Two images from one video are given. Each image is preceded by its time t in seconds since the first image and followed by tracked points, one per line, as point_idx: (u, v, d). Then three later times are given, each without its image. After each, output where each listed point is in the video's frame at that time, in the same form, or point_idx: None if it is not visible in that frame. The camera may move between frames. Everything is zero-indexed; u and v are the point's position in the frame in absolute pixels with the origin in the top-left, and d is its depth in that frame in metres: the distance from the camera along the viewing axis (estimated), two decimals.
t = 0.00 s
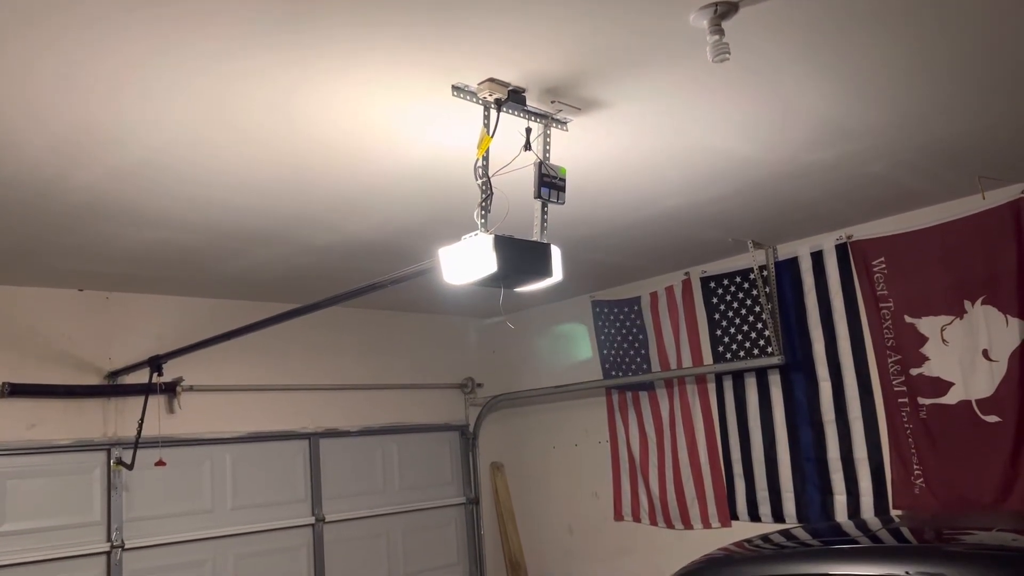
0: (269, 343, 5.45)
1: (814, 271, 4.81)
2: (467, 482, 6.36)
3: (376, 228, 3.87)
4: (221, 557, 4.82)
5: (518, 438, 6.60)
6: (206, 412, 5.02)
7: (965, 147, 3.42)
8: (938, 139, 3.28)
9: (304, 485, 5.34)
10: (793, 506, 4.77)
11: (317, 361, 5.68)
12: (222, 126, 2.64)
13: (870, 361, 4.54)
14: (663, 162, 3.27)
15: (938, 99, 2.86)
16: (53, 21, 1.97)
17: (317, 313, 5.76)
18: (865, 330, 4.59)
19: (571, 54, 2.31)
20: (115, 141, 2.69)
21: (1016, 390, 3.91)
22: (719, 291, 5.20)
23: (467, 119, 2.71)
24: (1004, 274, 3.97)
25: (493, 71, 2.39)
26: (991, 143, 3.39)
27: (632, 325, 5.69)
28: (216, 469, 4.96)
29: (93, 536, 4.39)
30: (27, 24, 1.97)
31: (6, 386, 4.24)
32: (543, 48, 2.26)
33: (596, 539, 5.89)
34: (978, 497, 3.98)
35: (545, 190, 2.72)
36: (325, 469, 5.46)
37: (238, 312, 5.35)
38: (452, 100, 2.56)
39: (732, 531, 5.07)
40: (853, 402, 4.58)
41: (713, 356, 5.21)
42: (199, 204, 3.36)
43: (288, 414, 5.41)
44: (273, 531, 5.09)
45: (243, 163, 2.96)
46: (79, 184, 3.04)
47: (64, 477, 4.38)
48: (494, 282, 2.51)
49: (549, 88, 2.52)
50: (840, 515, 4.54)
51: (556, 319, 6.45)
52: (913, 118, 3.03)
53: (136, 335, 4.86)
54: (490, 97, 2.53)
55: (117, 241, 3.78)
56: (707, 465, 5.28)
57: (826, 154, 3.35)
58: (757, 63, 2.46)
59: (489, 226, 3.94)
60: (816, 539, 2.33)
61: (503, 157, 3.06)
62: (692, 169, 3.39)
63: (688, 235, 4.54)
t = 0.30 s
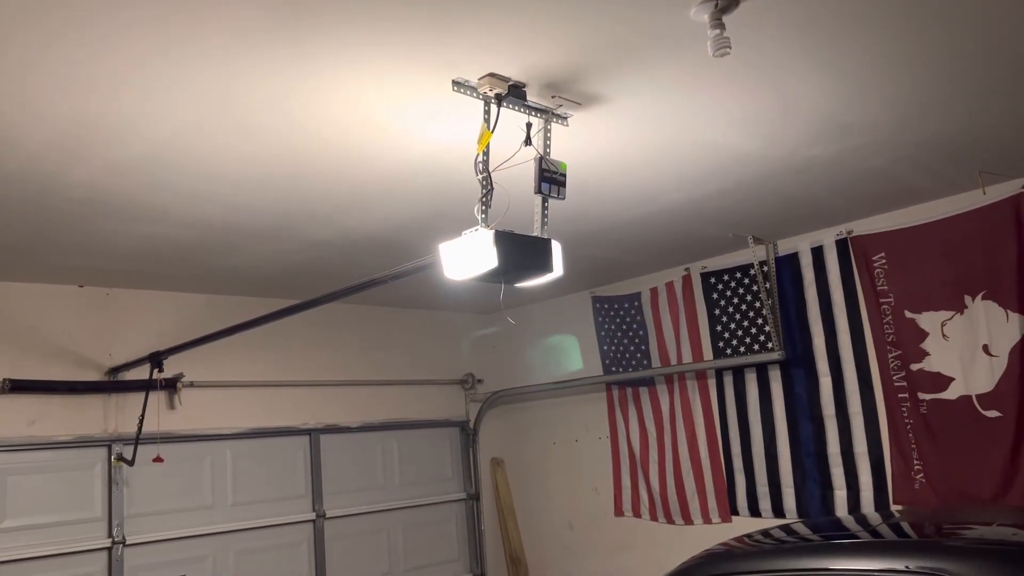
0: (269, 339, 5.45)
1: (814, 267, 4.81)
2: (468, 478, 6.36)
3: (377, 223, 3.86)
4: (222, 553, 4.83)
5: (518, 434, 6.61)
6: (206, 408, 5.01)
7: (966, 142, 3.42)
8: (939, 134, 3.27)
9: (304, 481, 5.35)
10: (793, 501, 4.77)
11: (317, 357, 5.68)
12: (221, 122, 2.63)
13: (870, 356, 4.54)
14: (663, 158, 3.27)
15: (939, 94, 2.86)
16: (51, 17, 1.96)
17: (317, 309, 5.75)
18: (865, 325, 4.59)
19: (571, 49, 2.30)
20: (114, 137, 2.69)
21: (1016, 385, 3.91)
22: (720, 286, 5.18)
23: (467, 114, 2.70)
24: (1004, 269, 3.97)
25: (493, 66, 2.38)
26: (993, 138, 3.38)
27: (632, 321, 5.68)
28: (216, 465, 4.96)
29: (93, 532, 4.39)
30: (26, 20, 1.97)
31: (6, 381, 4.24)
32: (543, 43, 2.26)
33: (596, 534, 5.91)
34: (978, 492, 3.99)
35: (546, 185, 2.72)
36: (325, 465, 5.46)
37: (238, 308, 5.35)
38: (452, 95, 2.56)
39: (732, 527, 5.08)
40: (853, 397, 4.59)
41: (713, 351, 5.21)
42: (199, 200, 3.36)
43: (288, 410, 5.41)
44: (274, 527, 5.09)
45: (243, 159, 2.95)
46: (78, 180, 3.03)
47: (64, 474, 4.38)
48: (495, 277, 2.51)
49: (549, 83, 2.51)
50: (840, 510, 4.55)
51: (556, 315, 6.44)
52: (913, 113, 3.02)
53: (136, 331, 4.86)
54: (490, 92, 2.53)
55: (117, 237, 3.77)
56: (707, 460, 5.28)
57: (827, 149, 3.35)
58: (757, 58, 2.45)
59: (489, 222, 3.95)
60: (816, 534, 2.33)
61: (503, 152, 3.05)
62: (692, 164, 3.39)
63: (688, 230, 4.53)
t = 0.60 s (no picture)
0: (269, 336, 5.45)
1: (814, 263, 4.81)
2: (468, 475, 6.37)
3: (377, 221, 3.87)
4: (222, 549, 4.84)
5: (519, 430, 6.62)
6: (206, 405, 5.02)
7: (967, 138, 3.41)
8: (939, 130, 3.27)
9: (305, 477, 5.36)
10: (792, 498, 4.78)
11: (317, 354, 5.68)
12: (220, 119, 2.63)
13: (870, 353, 4.55)
14: (663, 155, 3.26)
15: (939, 90, 2.85)
16: (47, 14, 1.96)
17: (317, 306, 5.76)
18: (865, 322, 4.59)
19: (571, 46, 2.30)
20: (113, 135, 2.68)
21: (1016, 381, 3.91)
22: (719, 282, 5.19)
23: (467, 111, 2.70)
24: (1004, 265, 3.97)
25: (493, 63, 2.38)
26: (993, 134, 3.38)
27: (631, 317, 5.69)
28: (217, 462, 4.97)
29: (94, 529, 4.40)
30: (23, 18, 1.97)
31: (6, 379, 4.24)
32: (542, 40, 2.25)
33: (596, 530, 5.92)
34: (977, 488, 3.99)
35: (546, 182, 2.72)
36: (325, 461, 5.47)
37: (238, 305, 5.35)
38: (451, 92, 2.55)
39: (732, 523, 5.09)
40: (853, 394, 4.59)
41: (713, 348, 5.22)
42: (199, 198, 3.36)
43: (288, 407, 5.42)
44: (275, 523, 5.10)
45: (243, 157, 2.95)
46: (78, 178, 3.03)
47: (65, 471, 4.39)
48: (495, 274, 2.51)
49: (549, 80, 2.51)
50: (840, 506, 4.55)
51: (555, 312, 6.45)
52: (914, 110, 3.02)
53: (136, 328, 4.86)
54: (490, 89, 2.52)
55: (117, 234, 3.77)
56: (707, 456, 5.29)
57: (827, 146, 3.34)
58: (756, 55, 2.45)
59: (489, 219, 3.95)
60: (816, 530, 2.34)
61: (503, 150, 3.05)
62: (692, 161, 3.39)
63: (688, 227, 4.53)
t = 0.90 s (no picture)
0: (270, 332, 5.46)
1: (814, 259, 4.81)
2: (468, 470, 6.38)
3: (377, 216, 3.87)
4: (223, 545, 4.85)
5: (519, 426, 6.63)
6: (207, 401, 5.02)
7: (967, 133, 3.41)
8: (939, 126, 3.27)
9: (306, 473, 5.37)
10: (793, 493, 4.79)
11: (317, 350, 5.68)
12: (220, 114, 2.62)
13: (871, 348, 4.55)
14: (663, 150, 3.26)
15: (940, 85, 2.85)
16: (45, 8, 1.95)
17: (318, 302, 5.76)
18: (865, 317, 4.59)
19: (571, 40, 2.30)
20: (113, 130, 2.68)
21: (1016, 376, 3.91)
22: (720, 278, 5.21)
23: (467, 106, 2.69)
24: (1004, 261, 3.96)
25: (493, 58, 2.38)
26: (994, 130, 3.38)
27: (632, 313, 5.71)
28: (218, 458, 4.97)
29: (95, 525, 4.41)
30: (21, 12, 1.96)
31: (7, 375, 4.25)
32: (541, 34, 2.25)
33: (596, 525, 5.93)
34: (978, 483, 4.00)
35: (546, 178, 2.71)
36: (326, 457, 5.48)
37: (239, 301, 5.35)
38: (451, 87, 2.55)
39: (732, 519, 5.09)
40: (853, 389, 4.59)
41: (713, 343, 5.22)
42: (198, 194, 3.36)
43: (289, 403, 5.42)
44: (275, 519, 5.11)
45: (243, 152, 2.95)
46: (77, 173, 3.03)
47: (66, 466, 4.39)
48: (495, 270, 2.51)
49: (549, 75, 2.51)
50: (840, 501, 4.56)
51: (556, 307, 6.45)
52: (915, 105, 3.02)
53: (136, 324, 4.86)
54: (491, 84, 2.52)
55: (117, 230, 3.77)
56: (707, 452, 5.30)
57: (828, 141, 3.34)
58: (756, 51, 2.45)
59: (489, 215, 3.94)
60: (816, 525, 2.35)
61: (503, 145, 3.05)
62: (692, 157, 3.39)
63: (688, 222, 4.53)
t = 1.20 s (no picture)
0: (271, 328, 5.46)
1: (814, 255, 4.81)
2: (469, 466, 6.39)
3: (378, 212, 3.87)
4: (224, 540, 4.86)
5: (519, 422, 6.63)
6: (207, 397, 5.03)
7: (968, 129, 3.40)
8: (940, 121, 3.26)
9: (307, 469, 5.37)
10: (792, 488, 4.80)
11: (318, 346, 5.69)
12: (218, 110, 2.62)
13: (871, 344, 4.55)
14: (663, 146, 3.25)
15: (942, 80, 2.83)
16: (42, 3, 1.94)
17: (318, 298, 5.76)
18: (865, 313, 4.59)
19: (571, 35, 2.29)
20: (112, 126, 2.68)
21: (1016, 372, 3.91)
22: (720, 274, 5.20)
23: (468, 101, 2.69)
24: (1004, 256, 3.96)
25: (494, 54, 2.37)
26: (994, 125, 3.37)
27: (632, 309, 5.70)
28: (219, 454, 4.98)
29: (97, 520, 4.42)
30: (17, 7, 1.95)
31: (8, 371, 4.25)
32: (541, 29, 2.24)
33: (596, 521, 5.94)
34: (977, 478, 4.00)
35: (546, 173, 2.71)
36: (327, 453, 5.49)
37: (239, 297, 5.35)
38: (451, 83, 2.55)
39: (732, 514, 5.10)
40: (853, 385, 4.60)
41: (713, 339, 5.22)
42: (198, 190, 3.36)
43: (290, 399, 5.43)
44: (276, 515, 5.12)
45: (242, 148, 2.94)
46: (77, 169, 3.03)
47: (68, 462, 4.40)
48: (495, 265, 2.51)
49: (550, 71, 2.51)
50: (840, 497, 4.57)
51: (556, 303, 6.45)
52: (916, 101, 3.01)
53: (137, 321, 4.86)
54: (491, 80, 2.51)
55: (117, 226, 3.77)
56: (707, 447, 5.30)
57: (828, 137, 3.33)
58: (758, 45, 2.44)
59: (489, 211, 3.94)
60: (816, 521, 2.35)
61: (504, 141, 3.05)
62: (692, 152, 3.38)
63: (688, 218, 4.53)
